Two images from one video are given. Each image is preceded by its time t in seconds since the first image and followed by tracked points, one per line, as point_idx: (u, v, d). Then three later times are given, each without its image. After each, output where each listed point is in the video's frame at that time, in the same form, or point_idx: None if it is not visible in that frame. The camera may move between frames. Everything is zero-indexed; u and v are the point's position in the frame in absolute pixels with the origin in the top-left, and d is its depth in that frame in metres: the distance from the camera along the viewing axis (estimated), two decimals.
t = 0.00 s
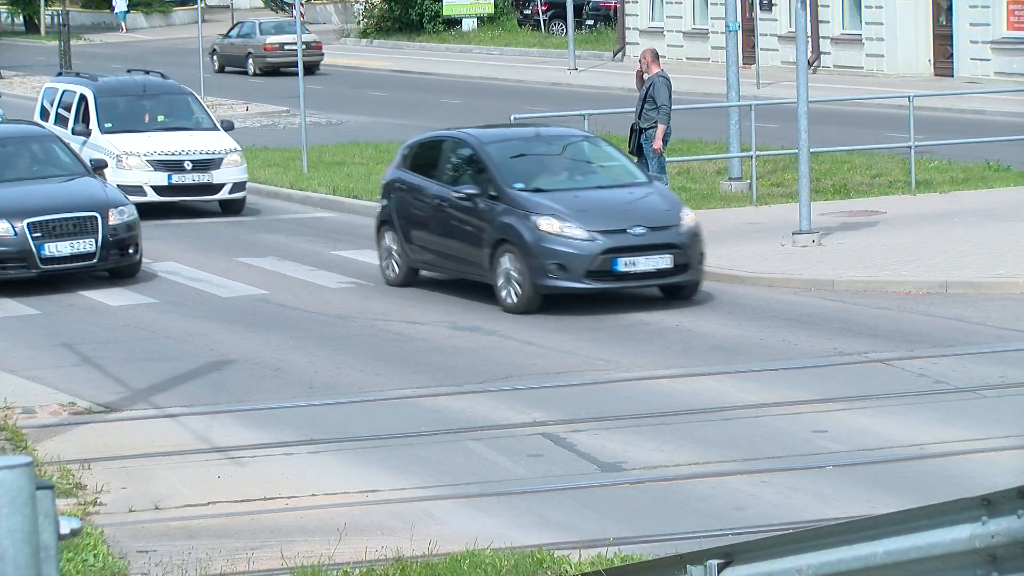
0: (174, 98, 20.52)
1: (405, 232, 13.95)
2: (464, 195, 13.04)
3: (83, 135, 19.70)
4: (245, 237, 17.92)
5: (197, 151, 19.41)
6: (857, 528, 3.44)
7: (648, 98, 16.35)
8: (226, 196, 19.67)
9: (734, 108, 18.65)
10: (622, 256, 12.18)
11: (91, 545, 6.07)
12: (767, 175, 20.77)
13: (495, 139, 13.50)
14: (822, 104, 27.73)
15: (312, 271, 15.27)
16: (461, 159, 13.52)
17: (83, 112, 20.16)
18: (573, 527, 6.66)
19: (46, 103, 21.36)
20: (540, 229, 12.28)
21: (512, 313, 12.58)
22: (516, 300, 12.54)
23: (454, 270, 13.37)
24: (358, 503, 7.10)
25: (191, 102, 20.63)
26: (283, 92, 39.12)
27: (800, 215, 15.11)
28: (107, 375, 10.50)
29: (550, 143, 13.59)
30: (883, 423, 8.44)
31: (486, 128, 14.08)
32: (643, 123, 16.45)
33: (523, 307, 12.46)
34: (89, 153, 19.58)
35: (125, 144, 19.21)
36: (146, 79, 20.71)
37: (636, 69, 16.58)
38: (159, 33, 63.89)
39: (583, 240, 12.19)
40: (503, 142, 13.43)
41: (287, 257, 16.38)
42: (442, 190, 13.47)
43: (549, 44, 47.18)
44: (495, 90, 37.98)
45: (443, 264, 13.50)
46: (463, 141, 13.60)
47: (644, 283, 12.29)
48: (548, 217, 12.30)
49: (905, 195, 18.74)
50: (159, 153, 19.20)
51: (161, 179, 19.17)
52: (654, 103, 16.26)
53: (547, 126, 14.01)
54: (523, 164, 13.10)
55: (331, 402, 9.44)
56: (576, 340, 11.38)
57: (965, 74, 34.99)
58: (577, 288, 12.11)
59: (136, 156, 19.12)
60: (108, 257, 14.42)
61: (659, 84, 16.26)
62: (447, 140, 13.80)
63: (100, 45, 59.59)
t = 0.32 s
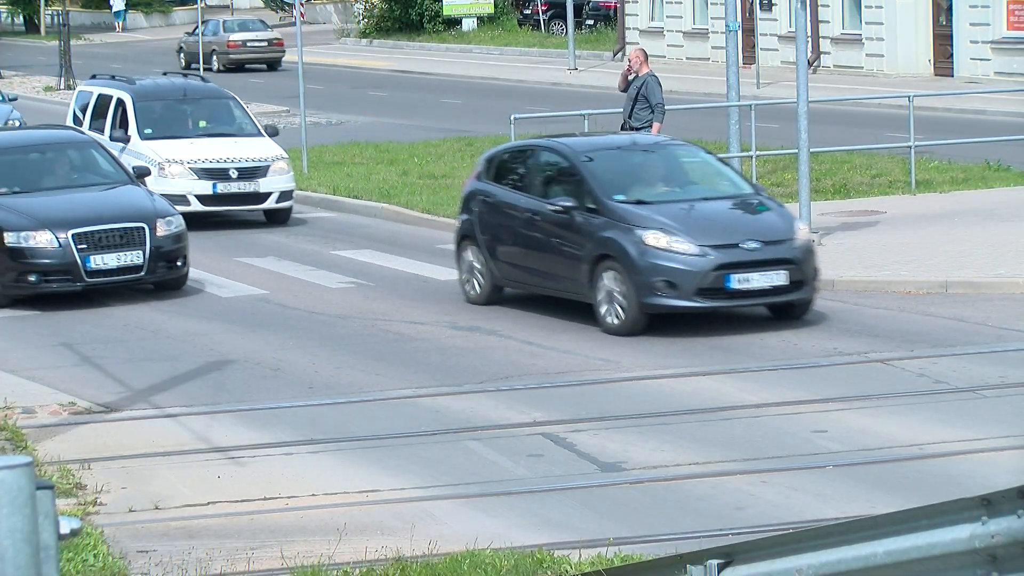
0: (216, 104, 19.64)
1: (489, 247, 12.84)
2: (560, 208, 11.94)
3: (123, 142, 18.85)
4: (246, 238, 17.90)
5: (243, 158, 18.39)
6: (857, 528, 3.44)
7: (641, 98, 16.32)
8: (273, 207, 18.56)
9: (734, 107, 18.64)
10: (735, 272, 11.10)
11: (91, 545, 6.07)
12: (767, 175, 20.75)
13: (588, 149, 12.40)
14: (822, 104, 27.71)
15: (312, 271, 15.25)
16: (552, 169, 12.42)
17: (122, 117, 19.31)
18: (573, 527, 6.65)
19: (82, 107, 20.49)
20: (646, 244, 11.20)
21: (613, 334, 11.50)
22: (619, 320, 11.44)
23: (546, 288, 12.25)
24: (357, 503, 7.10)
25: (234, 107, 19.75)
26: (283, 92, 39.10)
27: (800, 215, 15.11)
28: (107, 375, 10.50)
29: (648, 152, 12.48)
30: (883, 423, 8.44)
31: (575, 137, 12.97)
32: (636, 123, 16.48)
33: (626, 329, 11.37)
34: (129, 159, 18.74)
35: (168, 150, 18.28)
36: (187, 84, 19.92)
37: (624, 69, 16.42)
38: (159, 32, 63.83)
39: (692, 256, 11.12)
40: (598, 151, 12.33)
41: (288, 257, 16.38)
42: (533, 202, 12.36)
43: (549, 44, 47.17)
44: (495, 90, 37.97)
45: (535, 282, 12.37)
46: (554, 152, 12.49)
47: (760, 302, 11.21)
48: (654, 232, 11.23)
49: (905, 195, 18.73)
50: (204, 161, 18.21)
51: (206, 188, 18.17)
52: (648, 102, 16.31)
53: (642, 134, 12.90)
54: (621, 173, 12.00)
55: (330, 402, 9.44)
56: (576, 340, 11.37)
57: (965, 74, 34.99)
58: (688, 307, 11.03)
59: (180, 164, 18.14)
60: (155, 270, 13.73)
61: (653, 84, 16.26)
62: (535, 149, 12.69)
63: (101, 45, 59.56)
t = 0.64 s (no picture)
0: (263, 107, 18.32)
1: (594, 266, 11.69)
2: (678, 223, 10.80)
3: (167, 149, 17.65)
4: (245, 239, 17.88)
5: (294, 166, 17.12)
6: (857, 528, 3.44)
7: (632, 96, 16.34)
8: (325, 217, 17.39)
9: (734, 108, 18.64)
10: (875, 293, 9.94)
11: (91, 545, 6.07)
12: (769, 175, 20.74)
13: (704, 157, 11.23)
14: (822, 104, 27.69)
15: (310, 271, 15.24)
16: (664, 180, 11.26)
17: (166, 122, 18.09)
18: (574, 527, 6.65)
19: (121, 109, 19.31)
20: (776, 262, 10.07)
21: (739, 360, 10.36)
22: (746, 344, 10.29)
23: (660, 310, 11.11)
24: (357, 503, 7.10)
25: (282, 110, 18.43)
26: (283, 92, 39.08)
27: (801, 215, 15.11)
28: (107, 375, 10.50)
29: (768, 160, 11.30)
30: (883, 423, 8.44)
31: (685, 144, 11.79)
32: (629, 121, 16.44)
33: (755, 355, 10.23)
34: (172, 168, 17.52)
35: (215, 159, 17.02)
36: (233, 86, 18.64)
37: (615, 68, 16.45)
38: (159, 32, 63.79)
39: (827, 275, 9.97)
40: (714, 160, 11.16)
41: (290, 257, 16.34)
42: (646, 216, 11.21)
43: (549, 44, 47.16)
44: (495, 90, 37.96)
45: (646, 302, 11.22)
46: (664, 161, 11.34)
47: (901, 326, 10.05)
48: (785, 249, 10.09)
49: (905, 195, 18.72)
50: (253, 169, 16.95)
51: (256, 198, 16.92)
52: (641, 101, 16.29)
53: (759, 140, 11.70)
54: (741, 184, 10.86)
55: (330, 402, 9.44)
56: (577, 340, 11.36)
57: (965, 73, 34.97)
58: (824, 331, 9.88)
59: (227, 173, 16.88)
60: (207, 283, 12.93)
61: (645, 82, 16.29)
62: (641, 157, 11.53)
63: (101, 45, 59.53)
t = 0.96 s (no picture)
0: (316, 113, 17.19)
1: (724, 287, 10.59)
2: (823, 241, 9.70)
3: (215, 157, 16.51)
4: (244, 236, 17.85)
5: (351, 175, 16.07)
6: (856, 528, 3.44)
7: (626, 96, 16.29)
8: (384, 228, 16.33)
9: (734, 107, 18.64)
10: None
11: (91, 545, 6.07)
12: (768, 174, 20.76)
13: (846, 169, 10.12)
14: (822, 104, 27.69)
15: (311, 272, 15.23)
16: (803, 194, 10.15)
17: (213, 128, 16.92)
18: (574, 527, 6.65)
19: (161, 114, 18.11)
20: (938, 283, 8.97)
21: (895, 391, 9.23)
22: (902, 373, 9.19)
23: (799, 335, 10.01)
24: (357, 503, 7.10)
25: (336, 117, 17.30)
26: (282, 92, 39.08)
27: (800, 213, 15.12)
28: (107, 375, 10.49)
29: (915, 172, 10.18)
30: (884, 423, 8.44)
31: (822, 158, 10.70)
32: (624, 122, 16.36)
33: (912, 386, 9.13)
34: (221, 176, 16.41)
35: (269, 167, 15.96)
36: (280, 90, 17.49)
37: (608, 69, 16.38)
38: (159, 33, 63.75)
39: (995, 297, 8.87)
40: (858, 172, 10.06)
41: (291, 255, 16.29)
42: (784, 233, 10.10)
43: (549, 44, 47.15)
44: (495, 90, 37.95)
45: (784, 327, 10.12)
46: (802, 173, 10.23)
47: None
48: (947, 268, 8.99)
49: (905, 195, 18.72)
50: (309, 178, 15.86)
51: (313, 209, 15.84)
52: (636, 100, 16.23)
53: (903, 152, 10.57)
54: (889, 197, 9.76)
55: (330, 402, 9.44)
56: (577, 340, 11.35)
57: (965, 73, 34.95)
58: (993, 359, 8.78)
59: (282, 182, 15.80)
60: (262, 294, 12.23)
61: (639, 83, 16.25)
62: (776, 171, 10.45)
63: (101, 45, 59.51)
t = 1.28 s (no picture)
0: (373, 118, 16.24)
1: (884, 313, 9.23)
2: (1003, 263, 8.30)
3: (270, 167, 15.59)
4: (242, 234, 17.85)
5: (416, 185, 15.09)
6: (857, 528, 3.44)
7: (619, 97, 16.29)
8: (451, 241, 15.32)
9: (734, 108, 18.64)
10: None
11: (91, 545, 6.07)
12: (767, 174, 20.76)
13: None
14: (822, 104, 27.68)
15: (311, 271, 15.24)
16: (979, 207, 8.71)
17: (266, 136, 15.99)
18: (573, 527, 6.65)
19: (210, 118, 17.19)
20: None
21: None
22: None
23: (974, 366, 8.64)
24: (357, 503, 7.10)
25: (393, 121, 16.32)
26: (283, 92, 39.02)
27: (799, 214, 15.12)
28: (107, 375, 10.50)
29: None
30: (885, 423, 8.43)
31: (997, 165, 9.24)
32: (617, 123, 16.34)
33: None
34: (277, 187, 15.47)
35: (330, 178, 15.03)
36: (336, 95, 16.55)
37: (602, 70, 16.40)
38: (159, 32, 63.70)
39: None
40: None
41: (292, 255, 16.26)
42: (957, 254, 8.71)
43: (549, 44, 47.13)
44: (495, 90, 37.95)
45: (957, 357, 8.74)
46: (977, 184, 8.78)
47: None
48: None
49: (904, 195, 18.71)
50: (373, 188, 14.92)
51: (378, 221, 14.86)
52: (628, 102, 16.20)
53: None
54: None
55: (329, 402, 9.44)
56: (577, 340, 11.36)
57: (965, 73, 34.94)
58: None
59: (344, 193, 14.84)
60: (321, 307, 11.57)
61: (632, 85, 16.24)
62: (943, 182, 9.04)
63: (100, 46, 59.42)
